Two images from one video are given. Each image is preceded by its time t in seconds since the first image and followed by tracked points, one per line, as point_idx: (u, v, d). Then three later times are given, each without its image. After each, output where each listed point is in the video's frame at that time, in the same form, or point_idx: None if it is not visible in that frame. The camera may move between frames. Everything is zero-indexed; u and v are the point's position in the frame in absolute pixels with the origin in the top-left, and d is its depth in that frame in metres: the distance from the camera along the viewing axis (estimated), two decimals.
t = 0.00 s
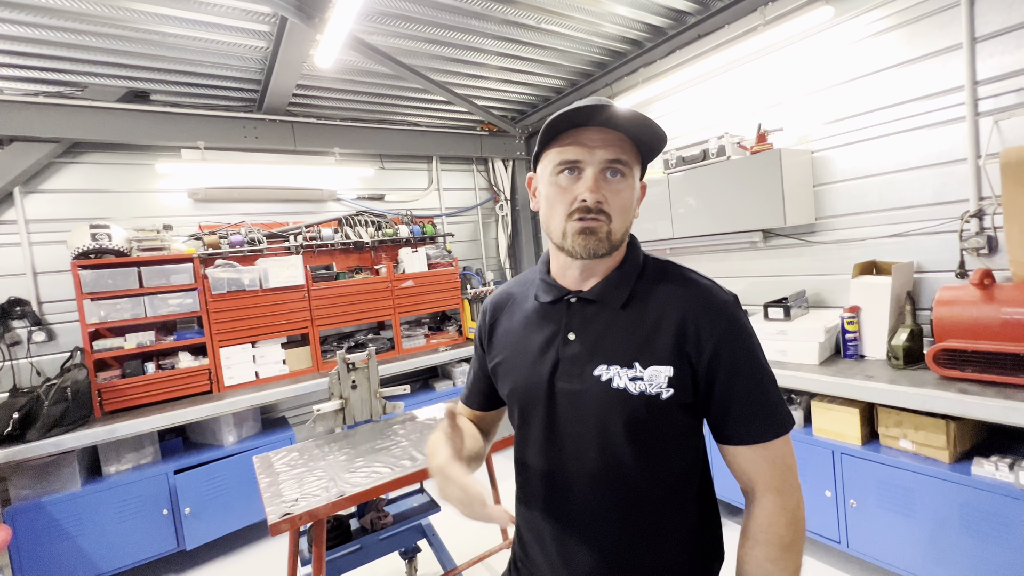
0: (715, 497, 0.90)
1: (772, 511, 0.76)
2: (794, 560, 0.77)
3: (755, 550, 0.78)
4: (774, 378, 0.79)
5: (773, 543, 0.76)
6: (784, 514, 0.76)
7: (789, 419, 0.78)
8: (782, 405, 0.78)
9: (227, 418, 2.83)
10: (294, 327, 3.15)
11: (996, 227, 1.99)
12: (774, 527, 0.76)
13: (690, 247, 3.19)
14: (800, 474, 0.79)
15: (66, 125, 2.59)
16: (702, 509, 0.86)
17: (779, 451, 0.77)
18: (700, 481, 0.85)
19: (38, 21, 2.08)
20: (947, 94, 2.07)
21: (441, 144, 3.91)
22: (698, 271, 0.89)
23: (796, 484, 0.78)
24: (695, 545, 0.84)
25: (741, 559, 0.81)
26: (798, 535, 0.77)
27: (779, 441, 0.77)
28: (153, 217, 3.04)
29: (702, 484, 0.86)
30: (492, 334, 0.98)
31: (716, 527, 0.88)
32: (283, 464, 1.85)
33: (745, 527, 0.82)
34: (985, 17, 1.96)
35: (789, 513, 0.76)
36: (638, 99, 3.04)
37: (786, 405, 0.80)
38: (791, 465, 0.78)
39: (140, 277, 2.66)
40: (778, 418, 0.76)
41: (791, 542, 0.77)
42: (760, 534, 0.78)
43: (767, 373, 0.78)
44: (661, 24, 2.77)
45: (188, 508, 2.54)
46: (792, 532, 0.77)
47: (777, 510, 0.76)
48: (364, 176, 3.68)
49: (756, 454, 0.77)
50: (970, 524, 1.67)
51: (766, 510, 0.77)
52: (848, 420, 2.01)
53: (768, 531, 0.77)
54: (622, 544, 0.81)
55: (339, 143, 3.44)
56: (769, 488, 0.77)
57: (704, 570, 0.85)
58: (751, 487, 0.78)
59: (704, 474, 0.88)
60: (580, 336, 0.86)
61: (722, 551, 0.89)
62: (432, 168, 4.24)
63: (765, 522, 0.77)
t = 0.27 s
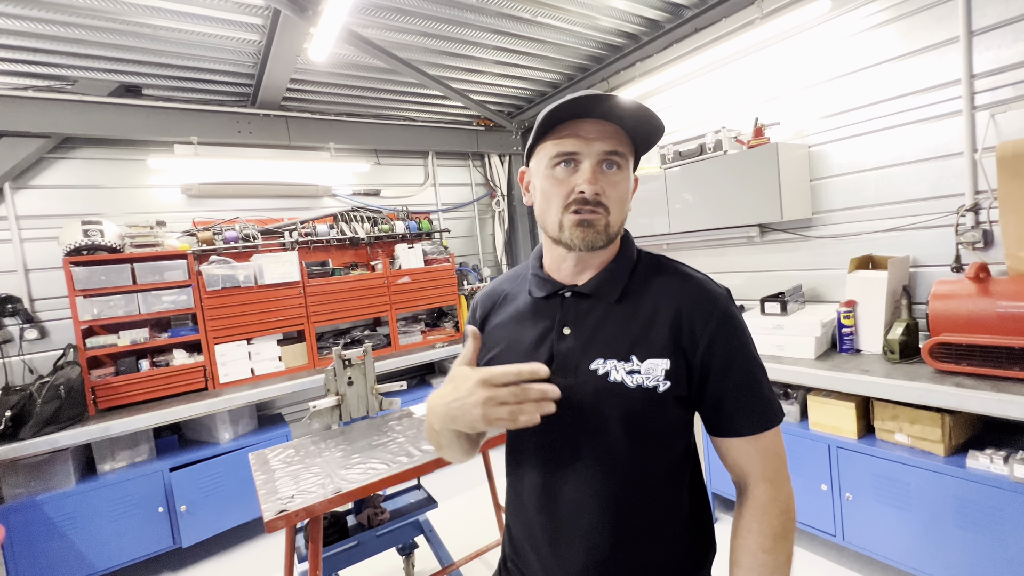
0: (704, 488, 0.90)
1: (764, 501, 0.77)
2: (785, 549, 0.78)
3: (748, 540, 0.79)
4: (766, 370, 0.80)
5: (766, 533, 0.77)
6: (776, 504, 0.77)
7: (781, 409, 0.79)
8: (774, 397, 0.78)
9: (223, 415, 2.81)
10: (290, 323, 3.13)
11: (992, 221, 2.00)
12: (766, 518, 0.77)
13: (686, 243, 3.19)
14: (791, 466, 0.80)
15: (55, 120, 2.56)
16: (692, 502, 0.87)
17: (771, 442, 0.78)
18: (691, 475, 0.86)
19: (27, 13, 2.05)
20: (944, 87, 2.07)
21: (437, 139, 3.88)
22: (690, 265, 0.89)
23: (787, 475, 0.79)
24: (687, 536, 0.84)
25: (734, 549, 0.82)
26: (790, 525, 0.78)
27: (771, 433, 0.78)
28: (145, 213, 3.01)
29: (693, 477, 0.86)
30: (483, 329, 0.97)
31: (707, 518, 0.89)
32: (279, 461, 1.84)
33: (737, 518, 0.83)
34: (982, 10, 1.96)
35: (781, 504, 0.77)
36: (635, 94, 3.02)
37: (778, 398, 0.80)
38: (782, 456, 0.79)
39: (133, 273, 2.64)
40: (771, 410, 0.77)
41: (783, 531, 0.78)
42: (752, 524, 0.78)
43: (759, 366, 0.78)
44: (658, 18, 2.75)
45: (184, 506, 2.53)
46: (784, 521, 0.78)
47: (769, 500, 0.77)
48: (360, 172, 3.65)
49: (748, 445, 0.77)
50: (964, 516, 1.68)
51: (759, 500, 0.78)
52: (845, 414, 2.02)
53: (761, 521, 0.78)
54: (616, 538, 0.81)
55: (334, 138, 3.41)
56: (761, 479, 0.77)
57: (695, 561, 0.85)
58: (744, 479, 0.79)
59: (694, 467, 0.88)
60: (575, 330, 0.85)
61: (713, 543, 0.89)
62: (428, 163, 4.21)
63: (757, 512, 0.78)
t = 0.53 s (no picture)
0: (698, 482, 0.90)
1: (758, 492, 0.77)
2: (779, 541, 0.77)
3: (742, 531, 0.79)
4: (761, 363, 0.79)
5: (760, 525, 0.77)
6: (770, 496, 0.77)
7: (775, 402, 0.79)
8: (768, 390, 0.78)
9: (219, 412, 2.80)
10: (286, 319, 3.11)
11: (990, 215, 2.00)
12: (761, 510, 0.77)
13: (684, 237, 3.18)
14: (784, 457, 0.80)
15: (46, 114, 2.53)
16: (687, 496, 0.86)
17: (764, 434, 0.77)
18: (686, 469, 0.85)
19: (15, 5, 2.02)
20: (943, 80, 2.06)
21: (433, 134, 3.85)
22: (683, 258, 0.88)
23: (780, 467, 0.79)
24: (684, 530, 0.84)
25: (728, 541, 0.81)
26: (783, 517, 0.78)
27: (765, 426, 0.77)
28: (139, 208, 2.98)
29: (688, 471, 0.86)
30: (477, 326, 0.95)
31: (702, 511, 0.89)
32: (276, 458, 1.83)
33: (731, 511, 0.82)
34: (983, 2, 1.94)
35: (774, 495, 0.77)
36: (633, 87, 3.00)
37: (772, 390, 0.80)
38: (775, 448, 0.78)
39: (127, 270, 2.62)
40: (765, 403, 0.77)
41: (777, 522, 0.77)
42: (746, 516, 0.78)
43: (753, 359, 0.78)
44: (656, 10, 2.73)
45: (181, 503, 2.53)
46: (778, 512, 0.77)
47: (762, 492, 0.77)
48: (356, 167, 3.62)
49: (742, 438, 0.77)
50: (960, 510, 1.68)
51: (752, 492, 0.77)
52: (842, 408, 2.02)
53: (755, 512, 0.77)
54: (614, 533, 0.80)
55: (329, 132, 3.38)
56: (755, 471, 0.77)
57: (691, 555, 0.85)
58: (738, 471, 0.78)
59: (689, 461, 0.88)
60: (570, 325, 0.84)
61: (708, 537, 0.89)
62: (425, 158, 4.19)
63: (751, 504, 0.77)
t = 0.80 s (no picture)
0: (690, 478, 0.89)
1: (747, 483, 0.76)
2: (768, 533, 0.77)
3: (732, 524, 0.78)
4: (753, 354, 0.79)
5: (750, 516, 0.76)
6: (759, 486, 0.76)
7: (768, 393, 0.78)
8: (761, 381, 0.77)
9: (217, 407, 2.79)
10: (284, 315, 3.10)
11: (991, 208, 1.98)
12: (750, 501, 0.76)
13: (683, 232, 3.16)
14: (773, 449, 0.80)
15: (41, 109, 2.51)
16: (680, 490, 0.85)
17: (754, 425, 0.77)
18: (680, 463, 0.85)
19: None
20: (945, 72, 2.04)
21: (431, 128, 3.83)
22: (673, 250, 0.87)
23: (770, 458, 0.78)
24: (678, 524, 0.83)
25: (717, 535, 0.80)
26: (772, 509, 0.77)
27: (755, 418, 0.77)
28: (136, 204, 2.96)
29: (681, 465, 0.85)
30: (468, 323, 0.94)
31: (692, 507, 0.88)
32: (272, 454, 1.82)
33: (719, 504, 0.81)
34: None
35: (763, 487, 0.76)
36: (632, 81, 2.98)
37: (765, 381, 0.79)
38: (764, 440, 0.78)
39: (124, 265, 2.61)
40: (758, 394, 0.76)
41: (766, 514, 0.76)
42: (736, 508, 0.77)
43: (746, 351, 0.77)
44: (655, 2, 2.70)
45: (179, 498, 2.53)
46: (767, 504, 0.77)
47: (751, 482, 0.76)
48: (354, 161, 3.60)
49: (732, 429, 0.76)
50: (958, 505, 1.68)
51: (742, 483, 0.76)
52: (841, 403, 2.01)
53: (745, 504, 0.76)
54: (609, 529, 0.79)
55: (326, 127, 3.36)
56: (745, 461, 0.76)
57: (685, 549, 0.84)
58: (728, 463, 0.78)
59: (682, 455, 0.87)
60: (561, 320, 0.83)
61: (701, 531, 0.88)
62: (423, 153, 4.17)
63: (741, 495, 0.76)
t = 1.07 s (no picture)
0: (686, 474, 0.87)
1: (747, 482, 0.74)
2: (767, 533, 0.75)
3: (730, 524, 0.75)
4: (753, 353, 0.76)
5: (750, 517, 0.73)
6: (759, 486, 0.74)
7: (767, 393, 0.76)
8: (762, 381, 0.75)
9: (217, 402, 2.79)
10: (284, 310, 3.09)
11: (1000, 203, 1.94)
12: (750, 500, 0.73)
13: (686, 228, 3.12)
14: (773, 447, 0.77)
15: (38, 102, 2.50)
16: (676, 490, 0.84)
17: (753, 424, 0.75)
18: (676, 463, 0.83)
19: None
20: (954, 64, 1.99)
21: (432, 122, 3.80)
22: (672, 245, 0.84)
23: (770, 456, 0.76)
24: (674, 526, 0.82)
25: (715, 534, 0.78)
26: (772, 508, 0.75)
27: (755, 416, 0.75)
28: (135, 198, 2.96)
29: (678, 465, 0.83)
30: (460, 320, 0.92)
31: (688, 507, 0.86)
32: (268, 449, 1.82)
33: (717, 503, 0.79)
34: None
35: (763, 486, 0.74)
36: (634, 74, 2.94)
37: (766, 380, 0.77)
38: (764, 438, 0.76)
39: (123, 260, 2.60)
40: (759, 395, 0.74)
41: (765, 514, 0.74)
42: (735, 508, 0.74)
43: (747, 350, 0.75)
44: None
45: (179, 493, 2.53)
46: (766, 503, 0.74)
47: (751, 482, 0.74)
48: (353, 156, 3.58)
49: (731, 428, 0.73)
50: (962, 505, 1.65)
51: (742, 482, 0.74)
52: (844, 401, 1.98)
53: (744, 503, 0.74)
54: (603, 533, 0.77)
55: (326, 121, 3.34)
56: (745, 460, 0.74)
57: (680, 550, 0.83)
58: (727, 461, 0.75)
59: (678, 455, 0.85)
60: (556, 318, 0.81)
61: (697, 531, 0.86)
62: (424, 148, 4.14)
63: (740, 495, 0.74)
